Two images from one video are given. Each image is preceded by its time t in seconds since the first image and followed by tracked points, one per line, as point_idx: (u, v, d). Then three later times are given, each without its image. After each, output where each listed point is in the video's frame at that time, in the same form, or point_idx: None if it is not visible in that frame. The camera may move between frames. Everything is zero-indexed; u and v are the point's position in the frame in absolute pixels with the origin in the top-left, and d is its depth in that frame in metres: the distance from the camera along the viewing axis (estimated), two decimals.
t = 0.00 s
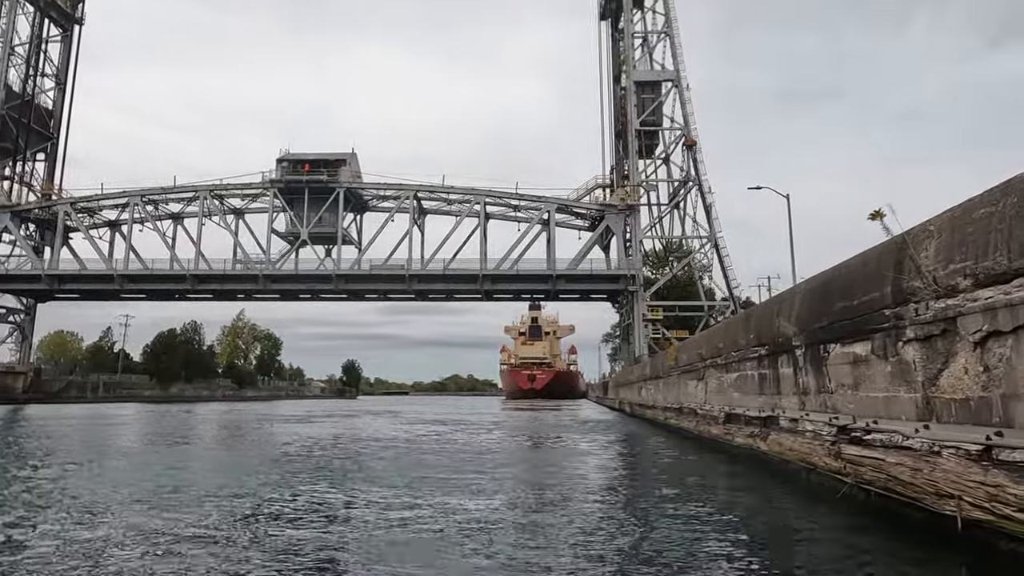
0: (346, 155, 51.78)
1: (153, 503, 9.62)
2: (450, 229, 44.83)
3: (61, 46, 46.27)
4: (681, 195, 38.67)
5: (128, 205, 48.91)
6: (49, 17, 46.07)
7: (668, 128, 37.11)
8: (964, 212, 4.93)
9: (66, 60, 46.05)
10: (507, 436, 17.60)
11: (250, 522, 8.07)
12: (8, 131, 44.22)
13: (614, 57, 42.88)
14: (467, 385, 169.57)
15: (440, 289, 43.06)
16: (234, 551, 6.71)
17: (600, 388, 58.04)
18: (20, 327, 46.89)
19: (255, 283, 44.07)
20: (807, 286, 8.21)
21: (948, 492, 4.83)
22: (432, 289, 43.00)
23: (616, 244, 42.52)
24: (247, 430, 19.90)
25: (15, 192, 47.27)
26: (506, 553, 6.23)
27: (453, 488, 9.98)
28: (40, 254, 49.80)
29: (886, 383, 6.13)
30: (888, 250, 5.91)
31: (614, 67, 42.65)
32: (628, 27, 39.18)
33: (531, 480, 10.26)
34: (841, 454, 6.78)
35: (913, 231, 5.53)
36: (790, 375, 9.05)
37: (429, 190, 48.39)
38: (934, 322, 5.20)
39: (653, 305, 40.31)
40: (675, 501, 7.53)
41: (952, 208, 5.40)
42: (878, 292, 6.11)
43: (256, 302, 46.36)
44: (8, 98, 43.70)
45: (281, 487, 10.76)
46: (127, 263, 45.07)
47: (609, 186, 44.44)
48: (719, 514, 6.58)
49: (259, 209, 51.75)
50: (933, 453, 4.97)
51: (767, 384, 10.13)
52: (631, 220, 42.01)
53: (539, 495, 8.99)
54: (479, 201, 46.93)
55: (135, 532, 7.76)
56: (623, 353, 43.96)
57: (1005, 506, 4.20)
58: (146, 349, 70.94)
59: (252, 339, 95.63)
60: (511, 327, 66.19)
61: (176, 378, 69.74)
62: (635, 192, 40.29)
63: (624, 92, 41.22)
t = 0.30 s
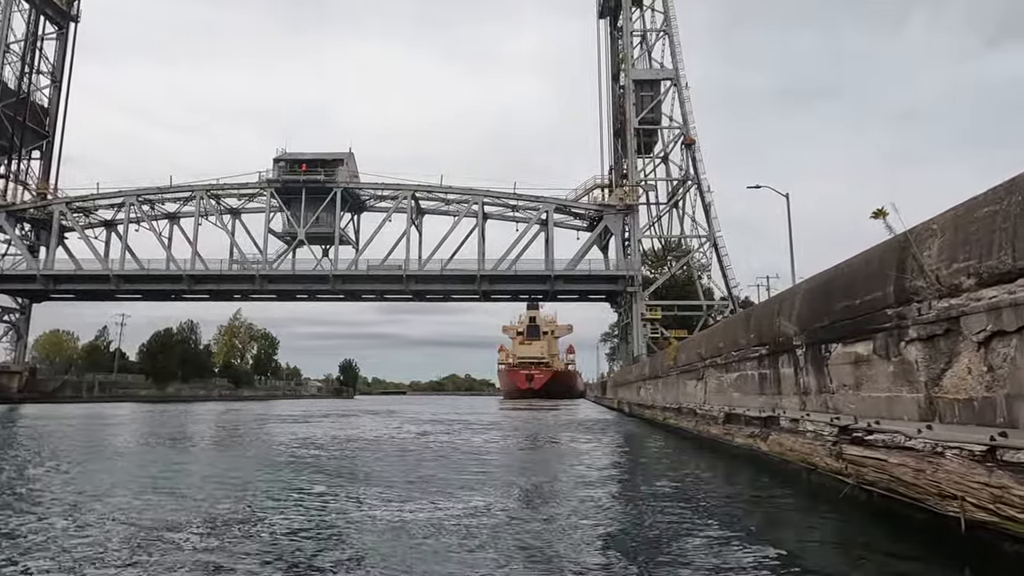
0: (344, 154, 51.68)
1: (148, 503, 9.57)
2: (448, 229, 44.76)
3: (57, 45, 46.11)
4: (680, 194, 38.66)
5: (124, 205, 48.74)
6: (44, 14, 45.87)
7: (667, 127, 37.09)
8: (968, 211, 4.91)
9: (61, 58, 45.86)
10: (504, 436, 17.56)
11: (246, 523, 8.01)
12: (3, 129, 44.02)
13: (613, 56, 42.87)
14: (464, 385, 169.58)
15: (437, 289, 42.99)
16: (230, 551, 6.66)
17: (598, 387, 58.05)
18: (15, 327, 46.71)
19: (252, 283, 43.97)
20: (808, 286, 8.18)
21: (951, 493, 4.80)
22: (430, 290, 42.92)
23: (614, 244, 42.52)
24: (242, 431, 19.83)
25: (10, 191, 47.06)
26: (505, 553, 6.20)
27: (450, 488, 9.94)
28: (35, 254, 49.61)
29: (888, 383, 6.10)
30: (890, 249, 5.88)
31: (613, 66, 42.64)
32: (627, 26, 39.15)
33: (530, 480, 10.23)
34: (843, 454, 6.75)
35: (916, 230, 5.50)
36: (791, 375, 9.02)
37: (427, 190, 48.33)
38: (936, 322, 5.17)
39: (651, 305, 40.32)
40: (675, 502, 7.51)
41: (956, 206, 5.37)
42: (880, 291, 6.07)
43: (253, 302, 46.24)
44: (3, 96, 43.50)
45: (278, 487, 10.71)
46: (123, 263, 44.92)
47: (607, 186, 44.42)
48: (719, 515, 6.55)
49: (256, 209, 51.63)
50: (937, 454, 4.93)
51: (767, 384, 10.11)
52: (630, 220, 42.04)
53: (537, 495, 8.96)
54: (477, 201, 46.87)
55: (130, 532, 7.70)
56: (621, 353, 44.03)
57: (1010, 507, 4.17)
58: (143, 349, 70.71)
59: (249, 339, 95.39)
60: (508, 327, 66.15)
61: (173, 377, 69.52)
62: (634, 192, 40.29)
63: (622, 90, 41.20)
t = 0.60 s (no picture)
0: (341, 154, 51.61)
1: (143, 503, 9.51)
2: (446, 229, 44.75)
3: (52, 43, 45.97)
4: (678, 193, 38.68)
5: (120, 205, 48.59)
6: (39, 12, 45.70)
7: (666, 125, 37.10)
8: (970, 210, 4.88)
9: (57, 56, 45.68)
10: (502, 437, 17.51)
11: (244, 522, 7.97)
12: None
13: (611, 56, 42.86)
14: (462, 385, 169.55)
15: (435, 290, 42.92)
16: (227, 551, 6.63)
17: (597, 387, 58.12)
18: (10, 326, 46.55)
19: (248, 284, 43.91)
20: (808, 284, 8.14)
21: (954, 495, 4.76)
22: (427, 290, 42.85)
23: (613, 244, 42.54)
24: (237, 432, 19.78)
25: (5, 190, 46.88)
26: (502, 554, 6.16)
27: (447, 488, 9.90)
28: (30, 254, 49.42)
29: (889, 383, 6.06)
30: (892, 248, 5.85)
31: (611, 65, 42.63)
32: (625, 24, 39.17)
33: (528, 480, 10.20)
34: (844, 455, 6.72)
35: (918, 229, 5.46)
36: (791, 375, 8.97)
37: (425, 190, 48.29)
38: (939, 322, 5.13)
39: (650, 304, 40.34)
40: (674, 502, 7.46)
41: (958, 205, 5.33)
42: (882, 291, 6.03)
43: (250, 303, 46.16)
44: None
45: (274, 487, 10.66)
46: (119, 263, 44.79)
47: (605, 186, 44.42)
48: (718, 516, 6.52)
49: (253, 209, 51.51)
50: (938, 455, 4.91)
51: (767, 384, 10.07)
52: (629, 220, 42.07)
53: (534, 496, 8.92)
54: (475, 201, 46.82)
55: (127, 531, 7.67)
56: (620, 353, 44.05)
57: (1014, 509, 4.13)
58: (139, 348, 70.50)
59: (246, 338, 95.24)
60: (507, 327, 66.11)
61: (169, 377, 69.33)
62: (632, 192, 40.30)
63: (621, 89, 41.21)
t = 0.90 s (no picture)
0: (338, 154, 51.54)
1: (140, 502, 9.48)
2: (444, 229, 44.71)
3: (48, 42, 45.81)
4: (677, 192, 38.68)
5: (116, 205, 48.46)
6: (35, 10, 45.53)
7: (664, 124, 37.14)
8: (974, 208, 4.84)
9: (52, 54, 45.53)
10: (500, 438, 17.47)
11: (242, 522, 7.95)
12: None
13: (609, 55, 42.82)
14: (460, 385, 169.50)
15: (432, 291, 42.85)
16: (224, 551, 6.59)
17: (595, 388, 58.10)
18: (5, 326, 46.38)
19: (245, 284, 43.84)
20: (809, 283, 8.10)
21: (956, 495, 4.73)
22: (425, 291, 42.79)
23: (611, 244, 42.54)
24: (233, 433, 19.70)
25: None
26: (500, 554, 6.12)
27: (445, 488, 9.87)
28: (25, 254, 49.25)
29: (891, 383, 6.02)
30: (894, 246, 5.81)
31: (610, 64, 42.61)
32: (624, 23, 39.18)
33: (527, 481, 10.16)
34: (846, 455, 6.68)
35: (921, 227, 5.43)
36: (791, 374, 8.95)
37: (423, 190, 48.24)
38: (942, 321, 5.11)
39: (649, 304, 40.37)
40: (673, 503, 7.44)
41: (960, 203, 5.32)
42: (883, 290, 6.01)
43: (247, 303, 46.04)
44: None
45: (270, 486, 10.63)
46: (114, 263, 44.66)
47: (603, 186, 44.42)
48: (718, 517, 6.48)
49: (249, 209, 51.40)
50: (942, 454, 4.87)
51: (767, 383, 10.04)
52: (627, 220, 42.06)
53: (532, 496, 8.86)
54: (473, 201, 46.76)
55: (123, 531, 7.62)
56: (618, 352, 44.06)
57: (1018, 509, 4.10)
58: (135, 348, 70.26)
59: (243, 338, 95.05)
60: (504, 327, 66.10)
61: (165, 377, 69.13)
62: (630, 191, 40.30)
63: (619, 88, 41.22)
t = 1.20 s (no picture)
0: (336, 153, 51.44)
1: (138, 502, 9.42)
2: (443, 229, 44.64)
3: (43, 40, 45.62)
4: (676, 191, 38.65)
5: (112, 205, 48.29)
6: (31, 7, 45.34)
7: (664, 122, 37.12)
8: (979, 206, 4.80)
9: (48, 51, 45.34)
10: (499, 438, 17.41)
11: (241, 522, 7.90)
12: None
13: (609, 54, 42.77)
14: (458, 384, 169.49)
15: (431, 291, 42.75)
16: (222, 551, 6.54)
17: (594, 387, 58.02)
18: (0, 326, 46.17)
19: (243, 285, 43.73)
20: (811, 282, 8.06)
21: (961, 496, 4.69)
22: (423, 291, 42.71)
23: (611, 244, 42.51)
24: (229, 434, 19.61)
25: None
26: (500, 555, 6.08)
27: (443, 488, 9.82)
28: (21, 253, 49.05)
29: (895, 383, 5.98)
30: (898, 245, 5.77)
31: (609, 63, 42.57)
32: (623, 20, 39.14)
33: (526, 481, 10.12)
34: (848, 455, 6.65)
35: (925, 225, 5.39)
36: (793, 375, 8.92)
37: (421, 190, 48.17)
38: (947, 320, 5.07)
39: (648, 303, 40.37)
40: (674, 503, 7.41)
41: (966, 201, 5.27)
42: (887, 289, 5.98)
43: (244, 303, 45.90)
44: None
45: (268, 486, 10.56)
46: (110, 264, 44.49)
47: (602, 186, 44.39)
48: (718, 517, 6.44)
49: (247, 209, 51.26)
50: (947, 455, 4.84)
51: (768, 383, 10.01)
52: (626, 220, 42.03)
53: (531, 496, 8.82)
54: (471, 201, 46.67)
55: (122, 531, 7.57)
56: (617, 352, 44.05)
57: None
58: (131, 348, 69.92)
59: (240, 337, 94.83)
60: (503, 326, 66.06)
61: (162, 377, 68.91)
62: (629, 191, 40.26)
63: (618, 86, 41.15)
